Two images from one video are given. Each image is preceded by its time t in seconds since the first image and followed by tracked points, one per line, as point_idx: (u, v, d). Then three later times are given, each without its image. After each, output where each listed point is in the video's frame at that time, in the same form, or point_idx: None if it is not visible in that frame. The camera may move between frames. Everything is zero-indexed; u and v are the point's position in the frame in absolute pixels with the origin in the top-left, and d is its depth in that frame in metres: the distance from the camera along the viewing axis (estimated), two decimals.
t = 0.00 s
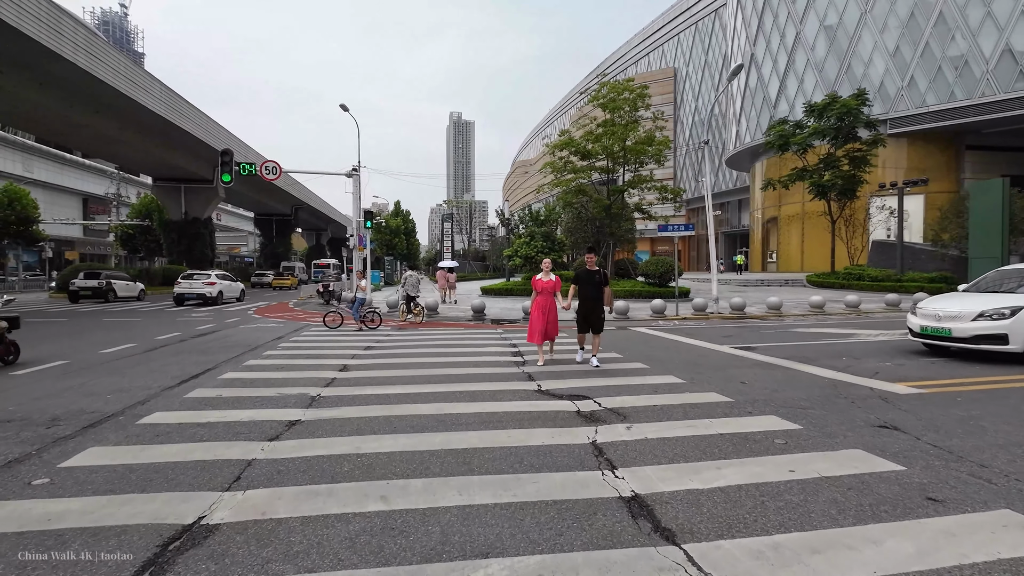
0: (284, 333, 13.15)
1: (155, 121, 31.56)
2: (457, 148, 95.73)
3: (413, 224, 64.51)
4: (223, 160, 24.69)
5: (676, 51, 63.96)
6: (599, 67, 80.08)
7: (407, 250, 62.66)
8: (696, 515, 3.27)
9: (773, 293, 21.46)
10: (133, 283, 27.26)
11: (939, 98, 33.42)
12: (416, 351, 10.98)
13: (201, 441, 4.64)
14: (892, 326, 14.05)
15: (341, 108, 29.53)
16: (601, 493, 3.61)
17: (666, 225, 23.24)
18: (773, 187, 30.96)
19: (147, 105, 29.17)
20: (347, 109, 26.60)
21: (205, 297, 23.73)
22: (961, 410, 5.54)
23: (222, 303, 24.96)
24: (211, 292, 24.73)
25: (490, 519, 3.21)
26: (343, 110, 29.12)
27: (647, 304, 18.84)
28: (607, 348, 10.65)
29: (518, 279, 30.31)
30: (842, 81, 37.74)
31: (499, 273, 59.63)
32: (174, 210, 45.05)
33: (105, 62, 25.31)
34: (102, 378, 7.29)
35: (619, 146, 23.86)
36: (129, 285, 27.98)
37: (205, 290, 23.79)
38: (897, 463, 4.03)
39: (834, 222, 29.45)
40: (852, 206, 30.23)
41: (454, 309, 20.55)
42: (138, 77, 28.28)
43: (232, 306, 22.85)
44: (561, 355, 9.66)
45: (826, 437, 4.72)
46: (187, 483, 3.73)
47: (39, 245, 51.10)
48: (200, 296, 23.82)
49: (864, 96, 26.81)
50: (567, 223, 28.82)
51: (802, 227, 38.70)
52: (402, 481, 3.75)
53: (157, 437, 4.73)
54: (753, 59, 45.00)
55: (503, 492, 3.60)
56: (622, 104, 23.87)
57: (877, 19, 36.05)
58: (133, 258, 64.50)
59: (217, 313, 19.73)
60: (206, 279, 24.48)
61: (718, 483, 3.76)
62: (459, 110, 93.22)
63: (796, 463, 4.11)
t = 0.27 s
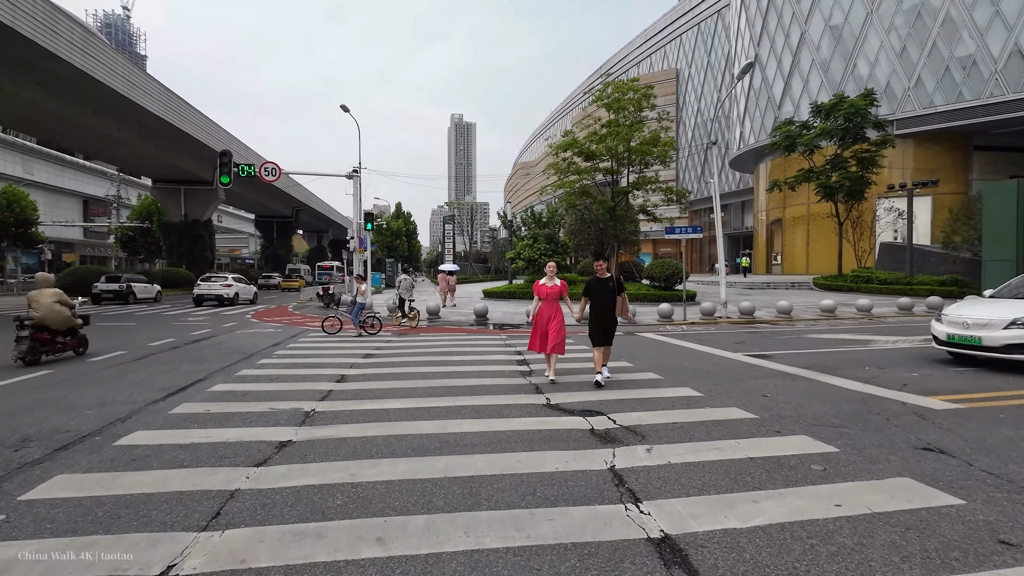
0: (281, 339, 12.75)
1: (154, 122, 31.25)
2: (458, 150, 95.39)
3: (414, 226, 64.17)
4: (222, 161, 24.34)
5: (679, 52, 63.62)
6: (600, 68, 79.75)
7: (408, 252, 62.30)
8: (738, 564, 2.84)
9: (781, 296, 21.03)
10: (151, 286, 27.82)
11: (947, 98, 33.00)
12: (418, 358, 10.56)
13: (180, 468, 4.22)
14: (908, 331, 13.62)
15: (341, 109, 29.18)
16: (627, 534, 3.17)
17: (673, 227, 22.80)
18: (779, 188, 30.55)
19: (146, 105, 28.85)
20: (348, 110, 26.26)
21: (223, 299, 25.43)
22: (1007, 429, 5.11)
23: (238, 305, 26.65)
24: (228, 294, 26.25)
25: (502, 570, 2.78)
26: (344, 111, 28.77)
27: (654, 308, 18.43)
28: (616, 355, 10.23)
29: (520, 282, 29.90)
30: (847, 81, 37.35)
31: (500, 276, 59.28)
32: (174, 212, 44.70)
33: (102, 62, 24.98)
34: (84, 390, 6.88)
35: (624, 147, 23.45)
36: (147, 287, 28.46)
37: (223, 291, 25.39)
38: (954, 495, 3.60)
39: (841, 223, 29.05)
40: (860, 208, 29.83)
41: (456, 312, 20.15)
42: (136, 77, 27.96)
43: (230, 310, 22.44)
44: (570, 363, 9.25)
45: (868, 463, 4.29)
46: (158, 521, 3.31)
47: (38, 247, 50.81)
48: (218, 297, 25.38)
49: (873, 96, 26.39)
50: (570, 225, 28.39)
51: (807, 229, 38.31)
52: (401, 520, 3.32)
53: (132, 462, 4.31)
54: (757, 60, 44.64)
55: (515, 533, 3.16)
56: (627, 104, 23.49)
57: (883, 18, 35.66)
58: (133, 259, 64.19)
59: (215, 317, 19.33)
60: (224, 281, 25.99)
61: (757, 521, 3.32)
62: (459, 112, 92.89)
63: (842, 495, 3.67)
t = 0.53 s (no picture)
0: (278, 340, 12.37)
1: (152, 120, 30.86)
2: (457, 151, 95.05)
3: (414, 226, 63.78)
4: (219, 160, 23.95)
5: (680, 52, 63.30)
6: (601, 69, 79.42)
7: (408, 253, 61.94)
8: None
9: (788, 296, 20.66)
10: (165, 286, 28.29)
11: (953, 96, 32.63)
12: (420, 360, 10.18)
13: (158, 484, 3.81)
14: (923, 332, 13.24)
15: (341, 107, 28.80)
16: (663, 564, 2.78)
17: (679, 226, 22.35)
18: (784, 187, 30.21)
19: (143, 104, 28.45)
20: (348, 109, 25.93)
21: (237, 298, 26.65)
22: None
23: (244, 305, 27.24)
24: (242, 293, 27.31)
25: None
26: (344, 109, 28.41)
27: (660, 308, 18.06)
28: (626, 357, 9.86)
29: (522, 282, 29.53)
30: (852, 80, 37.00)
31: (501, 276, 58.93)
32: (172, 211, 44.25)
33: (98, 59, 24.56)
34: (67, 395, 6.48)
35: (628, 144, 23.07)
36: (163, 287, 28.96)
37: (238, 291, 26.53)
38: None
39: (847, 223, 28.70)
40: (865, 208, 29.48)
41: (458, 313, 19.78)
42: (133, 74, 27.59)
43: (227, 310, 22.04)
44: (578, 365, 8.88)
45: (918, 477, 3.90)
46: (128, 550, 2.91)
47: (36, 247, 50.44)
48: (233, 296, 26.50)
49: (880, 93, 26.00)
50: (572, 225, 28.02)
51: (811, 229, 38.04)
52: (404, 547, 2.92)
53: (107, 477, 3.91)
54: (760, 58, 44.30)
55: (535, 564, 2.77)
56: (631, 101, 23.12)
57: (889, 16, 35.28)
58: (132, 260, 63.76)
59: (211, 318, 18.92)
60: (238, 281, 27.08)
61: (809, 549, 2.91)
62: (459, 113, 92.53)
63: (899, 516, 3.27)
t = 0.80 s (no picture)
0: (274, 346, 11.95)
1: (149, 121, 30.49)
2: (458, 153, 94.73)
3: (415, 227, 63.39)
4: (217, 160, 23.58)
5: (681, 53, 62.97)
6: (602, 70, 79.11)
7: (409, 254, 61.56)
8: None
9: (797, 299, 20.25)
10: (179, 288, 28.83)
11: (960, 96, 32.26)
12: (422, 367, 9.77)
13: (131, 519, 3.41)
14: (939, 337, 12.84)
15: (341, 108, 28.45)
16: None
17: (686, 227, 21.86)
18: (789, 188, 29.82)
19: (140, 104, 28.07)
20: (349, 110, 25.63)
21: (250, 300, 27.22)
22: None
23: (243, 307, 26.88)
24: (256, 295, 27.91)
25: None
26: (343, 110, 28.04)
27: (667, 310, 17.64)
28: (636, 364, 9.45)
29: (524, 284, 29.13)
30: (857, 80, 36.64)
31: (502, 277, 58.57)
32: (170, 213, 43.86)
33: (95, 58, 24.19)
34: (47, 409, 6.08)
35: (632, 144, 22.68)
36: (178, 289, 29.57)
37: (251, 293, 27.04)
38: None
39: (853, 225, 28.29)
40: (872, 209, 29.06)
41: (460, 316, 19.36)
42: (129, 74, 27.22)
43: (224, 314, 21.64)
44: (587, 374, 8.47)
45: (978, 510, 3.49)
46: None
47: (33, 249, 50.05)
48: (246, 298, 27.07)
49: (887, 93, 25.60)
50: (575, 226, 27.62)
51: (816, 231, 37.67)
52: None
53: (74, 511, 3.51)
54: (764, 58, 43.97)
55: None
56: (635, 101, 22.75)
57: (894, 15, 34.92)
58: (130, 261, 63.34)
59: (208, 322, 18.52)
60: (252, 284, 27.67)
61: None
62: (459, 114, 92.21)
63: (969, 561, 2.88)
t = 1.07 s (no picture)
0: (270, 348, 11.57)
1: (146, 119, 30.10)
2: (458, 154, 94.37)
3: (415, 228, 63.03)
4: (214, 158, 23.19)
5: (683, 52, 62.62)
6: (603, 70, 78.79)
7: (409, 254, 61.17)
8: None
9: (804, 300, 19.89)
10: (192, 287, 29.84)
11: (967, 94, 31.88)
12: (422, 370, 9.36)
13: (93, 545, 3.00)
14: (956, 338, 12.46)
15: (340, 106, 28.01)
16: None
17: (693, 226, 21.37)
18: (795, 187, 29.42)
19: (136, 101, 27.67)
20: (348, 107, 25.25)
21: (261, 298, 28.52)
22: None
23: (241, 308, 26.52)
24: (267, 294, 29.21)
25: None
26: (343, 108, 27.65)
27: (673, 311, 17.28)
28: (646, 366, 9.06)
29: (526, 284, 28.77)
30: (862, 78, 36.25)
31: (503, 278, 58.31)
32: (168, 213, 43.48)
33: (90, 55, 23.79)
34: (21, 416, 5.67)
35: (636, 142, 22.27)
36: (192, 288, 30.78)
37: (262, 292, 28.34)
38: None
39: (860, 224, 27.88)
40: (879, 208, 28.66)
41: (461, 317, 18.99)
42: (126, 72, 26.85)
43: (221, 315, 21.25)
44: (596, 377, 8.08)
45: None
46: None
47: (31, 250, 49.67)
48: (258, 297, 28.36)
49: (895, 90, 25.21)
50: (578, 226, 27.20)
51: (820, 231, 37.29)
52: None
53: (29, 535, 3.11)
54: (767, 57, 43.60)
55: None
56: (639, 98, 22.34)
57: (900, 12, 34.55)
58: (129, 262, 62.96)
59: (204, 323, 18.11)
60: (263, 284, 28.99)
61: None
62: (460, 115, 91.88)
63: None
